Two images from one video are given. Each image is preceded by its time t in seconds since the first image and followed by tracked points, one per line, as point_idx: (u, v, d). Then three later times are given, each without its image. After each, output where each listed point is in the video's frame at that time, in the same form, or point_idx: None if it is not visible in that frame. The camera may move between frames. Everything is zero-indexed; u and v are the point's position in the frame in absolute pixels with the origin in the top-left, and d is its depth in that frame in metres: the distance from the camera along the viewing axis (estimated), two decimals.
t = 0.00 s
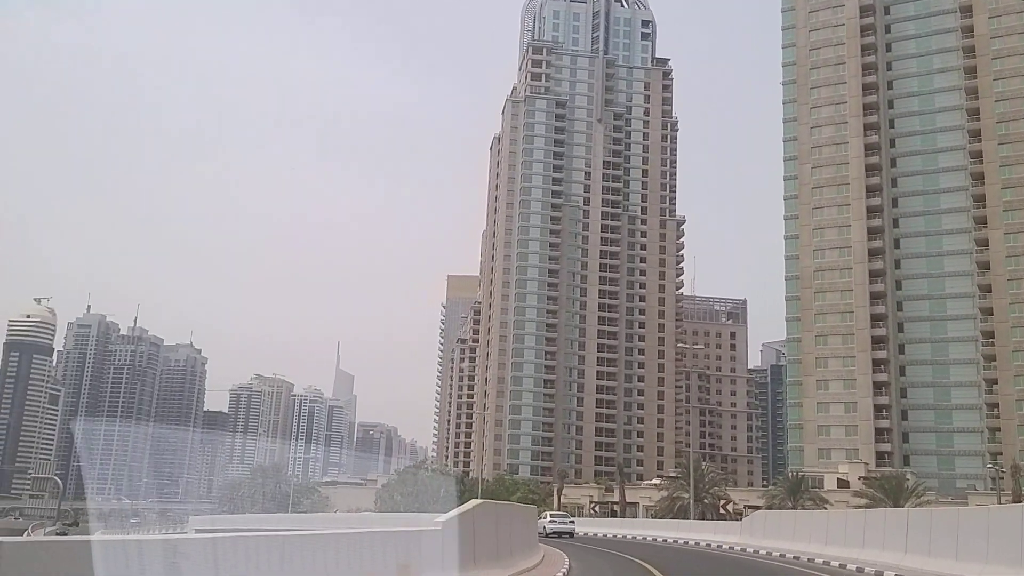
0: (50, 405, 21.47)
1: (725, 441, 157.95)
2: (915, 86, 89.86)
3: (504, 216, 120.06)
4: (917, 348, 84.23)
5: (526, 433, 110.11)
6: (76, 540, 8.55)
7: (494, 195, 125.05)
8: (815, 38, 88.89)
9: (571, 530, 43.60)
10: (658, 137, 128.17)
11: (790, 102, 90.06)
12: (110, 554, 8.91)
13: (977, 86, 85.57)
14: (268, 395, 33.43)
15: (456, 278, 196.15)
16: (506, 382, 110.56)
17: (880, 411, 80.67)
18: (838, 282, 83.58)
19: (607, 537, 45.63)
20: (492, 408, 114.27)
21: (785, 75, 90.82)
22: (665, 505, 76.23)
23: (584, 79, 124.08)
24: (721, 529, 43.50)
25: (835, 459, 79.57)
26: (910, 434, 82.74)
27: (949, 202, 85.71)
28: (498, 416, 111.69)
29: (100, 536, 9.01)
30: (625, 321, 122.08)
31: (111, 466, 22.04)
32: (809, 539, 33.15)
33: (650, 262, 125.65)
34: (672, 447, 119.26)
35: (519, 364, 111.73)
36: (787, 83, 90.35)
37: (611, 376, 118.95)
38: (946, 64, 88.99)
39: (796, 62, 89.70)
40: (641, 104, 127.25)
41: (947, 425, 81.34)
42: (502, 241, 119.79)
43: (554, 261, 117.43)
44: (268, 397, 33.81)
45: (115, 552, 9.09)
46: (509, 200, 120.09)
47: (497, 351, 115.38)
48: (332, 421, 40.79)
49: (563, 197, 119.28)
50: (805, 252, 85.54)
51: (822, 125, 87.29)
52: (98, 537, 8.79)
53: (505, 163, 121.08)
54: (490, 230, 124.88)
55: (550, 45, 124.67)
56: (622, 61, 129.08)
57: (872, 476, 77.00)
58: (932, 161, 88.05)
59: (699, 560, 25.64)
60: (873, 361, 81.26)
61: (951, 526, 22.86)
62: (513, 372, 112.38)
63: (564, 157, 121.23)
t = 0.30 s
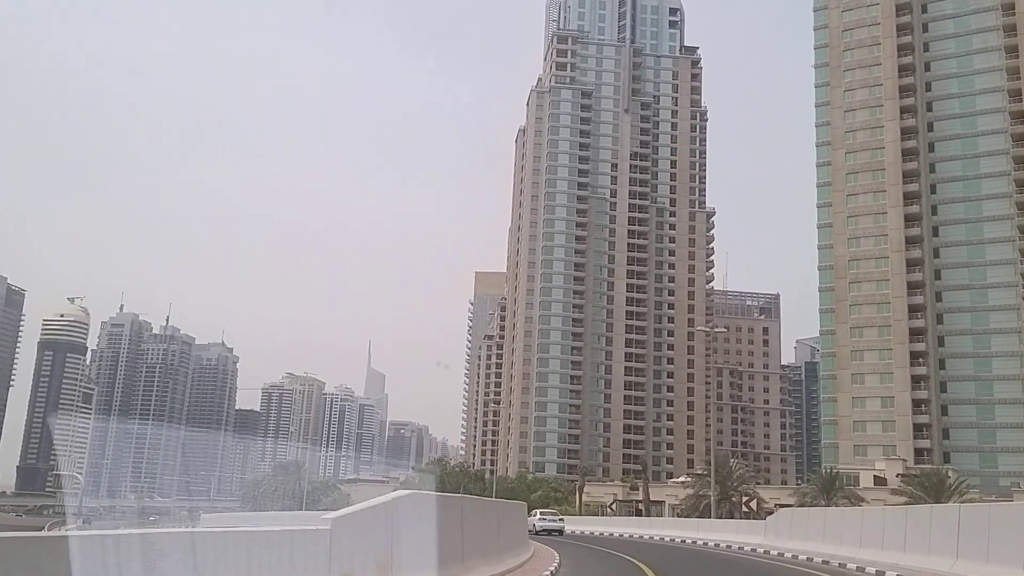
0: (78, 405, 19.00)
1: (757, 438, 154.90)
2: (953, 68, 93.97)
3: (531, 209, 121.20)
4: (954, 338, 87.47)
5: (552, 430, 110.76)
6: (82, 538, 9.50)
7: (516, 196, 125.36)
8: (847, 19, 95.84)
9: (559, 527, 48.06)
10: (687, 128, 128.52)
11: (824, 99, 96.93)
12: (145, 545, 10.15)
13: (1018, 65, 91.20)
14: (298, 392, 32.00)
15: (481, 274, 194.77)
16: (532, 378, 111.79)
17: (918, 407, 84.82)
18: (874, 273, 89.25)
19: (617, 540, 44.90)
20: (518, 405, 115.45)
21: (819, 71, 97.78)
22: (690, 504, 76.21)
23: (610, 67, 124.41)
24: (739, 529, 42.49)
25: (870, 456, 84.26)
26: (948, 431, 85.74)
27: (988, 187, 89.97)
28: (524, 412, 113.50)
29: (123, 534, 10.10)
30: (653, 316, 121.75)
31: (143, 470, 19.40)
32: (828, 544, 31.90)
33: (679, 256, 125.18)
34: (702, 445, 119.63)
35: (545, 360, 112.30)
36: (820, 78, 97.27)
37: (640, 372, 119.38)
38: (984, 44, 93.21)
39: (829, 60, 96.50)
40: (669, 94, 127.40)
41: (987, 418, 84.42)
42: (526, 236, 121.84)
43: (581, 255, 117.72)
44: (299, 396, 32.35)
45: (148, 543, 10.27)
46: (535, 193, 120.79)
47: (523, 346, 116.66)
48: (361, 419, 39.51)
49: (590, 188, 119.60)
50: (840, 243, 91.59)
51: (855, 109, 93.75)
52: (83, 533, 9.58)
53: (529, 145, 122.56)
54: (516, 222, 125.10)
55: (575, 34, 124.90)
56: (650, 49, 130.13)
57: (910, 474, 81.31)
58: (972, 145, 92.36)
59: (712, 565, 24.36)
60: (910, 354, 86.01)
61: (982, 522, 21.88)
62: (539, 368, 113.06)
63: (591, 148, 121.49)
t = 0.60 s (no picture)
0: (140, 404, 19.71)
1: (807, 437, 151.33)
2: (1007, 49, 93.57)
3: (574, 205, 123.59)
4: (1014, 332, 86.68)
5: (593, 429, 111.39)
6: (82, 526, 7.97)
7: (556, 185, 129.06)
8: None
9: (563, 528, 47.55)
10: (730, 119, 128.22)
11: (870, 89, 96.69)
12: (144, 542, 8.59)
13: None
14: (345, 395, 31.93)
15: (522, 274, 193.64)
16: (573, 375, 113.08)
17: (976, 403, 82.29)
18: (927, 260, 87.10)
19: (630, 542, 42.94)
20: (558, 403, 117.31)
21: (867, 62, 97.60)
22: (732, 503, 74.61)
23: (649, 58, 125.44)
24: (774, 532, 39.45)
25: (926, 455, 82.14)
26: (1010, 428, 83.88)
27: None
28: (565, 410, 115.23)
29: (122, 518, 8.52)
30: (696, 312, 120.95)
31: (217, 482, 16.84)
32: (846, 547, 30.99)
33: (724, 252, 124.77)
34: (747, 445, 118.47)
35: (585, 357, 113.54)
36: (868, 66, 97.06)
37: (683, 370, 118.94)
38: None
39: (878, 46, 95.25)
40: (710, 85, 128.17)
41: None
42: (566, 233, 123.57)
43: (621, 250, 118.76)
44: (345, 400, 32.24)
45: (145, 526, 8.71)
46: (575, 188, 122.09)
47: (562, 342, 119.33)
48: (406, 421, 40.00)
49: (629, 182, 120.85)
50: (890, 231, 89.57)
51: (905, 91, 92.12)
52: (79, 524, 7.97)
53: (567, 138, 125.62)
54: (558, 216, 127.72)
55: (613, 25, 126.06)
56: (690, 39, 130.55)
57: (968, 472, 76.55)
58: None
59: (720, 566, 23.81)
60: (966, 347, 84.00)
61: (1003, 523, 21.07)
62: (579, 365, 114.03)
63: (630, 142, 122.18)
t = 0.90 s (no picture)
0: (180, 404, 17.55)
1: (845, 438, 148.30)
2: None
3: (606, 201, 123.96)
4: None
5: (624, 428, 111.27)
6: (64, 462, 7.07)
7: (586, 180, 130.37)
8: None
9: (559, 528, 47.68)
10: (764, 110, 127.77)
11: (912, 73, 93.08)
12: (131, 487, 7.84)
13: None
14: (378, 395, 31.72)
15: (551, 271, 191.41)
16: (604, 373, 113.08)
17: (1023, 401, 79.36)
18: (972, 252, 84.42)
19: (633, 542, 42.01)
20: (587, 401, 117.50)
21: (908, 42, 93.74)
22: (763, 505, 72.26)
23: (680, 50, 125.59)
24: (777, 536, 37.98)
25: (970, 455, 79.26)
26: None
27: None
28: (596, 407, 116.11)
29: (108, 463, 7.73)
30: (730, 311, 120.61)
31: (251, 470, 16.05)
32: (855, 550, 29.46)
33: (759, 248, 123.94)
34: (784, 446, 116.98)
35: (616, 355, 113.39)
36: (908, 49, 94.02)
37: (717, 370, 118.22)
38: None
39: (920, 28, 91.61)
40: (745, 76, 128.31)
41: None
42: (597, 230, 124.10)
43: (652, 245, 119.04)
44: (378, 399, 32.05)
45: (132, 473, 7.95)
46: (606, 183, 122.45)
47: (591, 337, 120.78)
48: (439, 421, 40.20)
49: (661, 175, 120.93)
50: (931, 221, 87.12)
51: (948, 75, 88.93)
52: (63, 458, 7.14)
53: (597, 133, 126.53)
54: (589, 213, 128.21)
55: (643, 18, 126.74)
56: (724, 29, 131.27)
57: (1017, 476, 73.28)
58: None
59: (712, 569, 22.94)
60: (1014, 342, 80.86)
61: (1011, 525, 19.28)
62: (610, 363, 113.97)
63: (662, 135, 122.61)
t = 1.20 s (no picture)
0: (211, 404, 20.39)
1: (884, 434, 144.17)
2: None
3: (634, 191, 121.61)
4: None
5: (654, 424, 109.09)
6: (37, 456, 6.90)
7: (612, 172, 127.99)
8: None
9: (546, 526, 45.41)
10: (797, 95, 125.31)
11: (953, 49, 89.75)
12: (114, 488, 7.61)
13: None
14: (409, 393, 38.21)
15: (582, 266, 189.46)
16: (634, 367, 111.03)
17: None
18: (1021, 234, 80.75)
19: (635, 541, 38.92)
20: (616, 398, 115.10)
21: (949, 17, 90.46)
22: (797, 502, 69.49)
23: (709, 35, 123.44)
24: (782, 536, 35.66)
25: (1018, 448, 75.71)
26: None
27: None
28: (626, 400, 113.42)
29: (88, 461, 7.54)
30: (763, 303, 118.44)
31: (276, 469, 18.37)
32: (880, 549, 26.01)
33: (793, 240, 121.49)
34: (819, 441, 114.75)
35: (645, 350, 111.42)
36: (949, 25, 90.58)
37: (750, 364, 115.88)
38: None
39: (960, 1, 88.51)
40: (777, 61, 125.93)
41: None
42: (625, 223, 122.16)
43: (682, 236, 116.68)
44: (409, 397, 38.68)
45: (119, 472, 7.80)
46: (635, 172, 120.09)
47: (619, 331, 118.24)
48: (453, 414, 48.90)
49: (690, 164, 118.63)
50: (976, 203, 83.96)
51: (992, 50, 85.53)
52: (46, 456, 7.06)
53: (625, 122, 124.19)
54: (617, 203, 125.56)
55: (671, 3, 124.71)
56: (755, 13, 128.46)
57: None
58: None
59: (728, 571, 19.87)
60: None
61: (992, 522, 18.66)
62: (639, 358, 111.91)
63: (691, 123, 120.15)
